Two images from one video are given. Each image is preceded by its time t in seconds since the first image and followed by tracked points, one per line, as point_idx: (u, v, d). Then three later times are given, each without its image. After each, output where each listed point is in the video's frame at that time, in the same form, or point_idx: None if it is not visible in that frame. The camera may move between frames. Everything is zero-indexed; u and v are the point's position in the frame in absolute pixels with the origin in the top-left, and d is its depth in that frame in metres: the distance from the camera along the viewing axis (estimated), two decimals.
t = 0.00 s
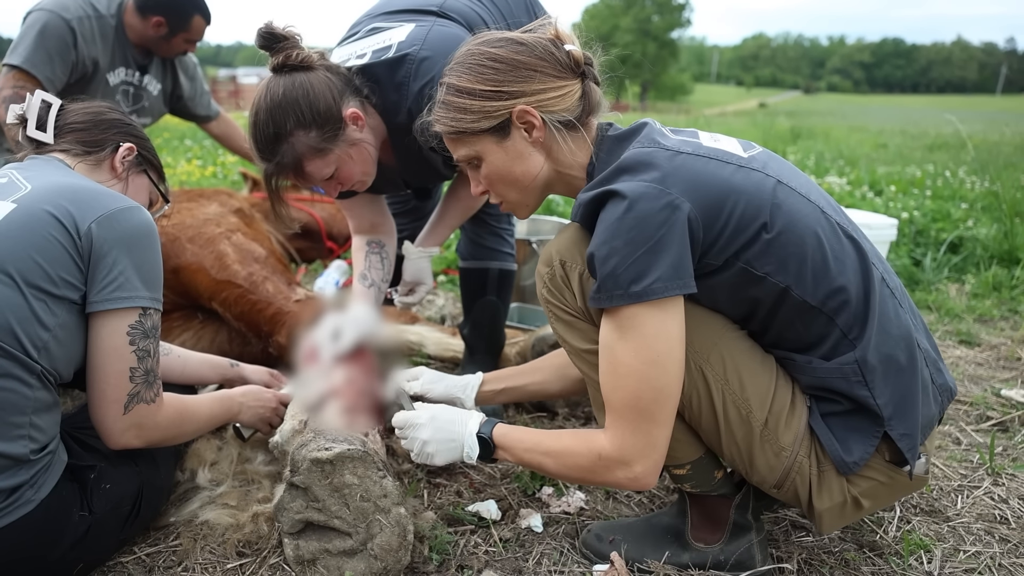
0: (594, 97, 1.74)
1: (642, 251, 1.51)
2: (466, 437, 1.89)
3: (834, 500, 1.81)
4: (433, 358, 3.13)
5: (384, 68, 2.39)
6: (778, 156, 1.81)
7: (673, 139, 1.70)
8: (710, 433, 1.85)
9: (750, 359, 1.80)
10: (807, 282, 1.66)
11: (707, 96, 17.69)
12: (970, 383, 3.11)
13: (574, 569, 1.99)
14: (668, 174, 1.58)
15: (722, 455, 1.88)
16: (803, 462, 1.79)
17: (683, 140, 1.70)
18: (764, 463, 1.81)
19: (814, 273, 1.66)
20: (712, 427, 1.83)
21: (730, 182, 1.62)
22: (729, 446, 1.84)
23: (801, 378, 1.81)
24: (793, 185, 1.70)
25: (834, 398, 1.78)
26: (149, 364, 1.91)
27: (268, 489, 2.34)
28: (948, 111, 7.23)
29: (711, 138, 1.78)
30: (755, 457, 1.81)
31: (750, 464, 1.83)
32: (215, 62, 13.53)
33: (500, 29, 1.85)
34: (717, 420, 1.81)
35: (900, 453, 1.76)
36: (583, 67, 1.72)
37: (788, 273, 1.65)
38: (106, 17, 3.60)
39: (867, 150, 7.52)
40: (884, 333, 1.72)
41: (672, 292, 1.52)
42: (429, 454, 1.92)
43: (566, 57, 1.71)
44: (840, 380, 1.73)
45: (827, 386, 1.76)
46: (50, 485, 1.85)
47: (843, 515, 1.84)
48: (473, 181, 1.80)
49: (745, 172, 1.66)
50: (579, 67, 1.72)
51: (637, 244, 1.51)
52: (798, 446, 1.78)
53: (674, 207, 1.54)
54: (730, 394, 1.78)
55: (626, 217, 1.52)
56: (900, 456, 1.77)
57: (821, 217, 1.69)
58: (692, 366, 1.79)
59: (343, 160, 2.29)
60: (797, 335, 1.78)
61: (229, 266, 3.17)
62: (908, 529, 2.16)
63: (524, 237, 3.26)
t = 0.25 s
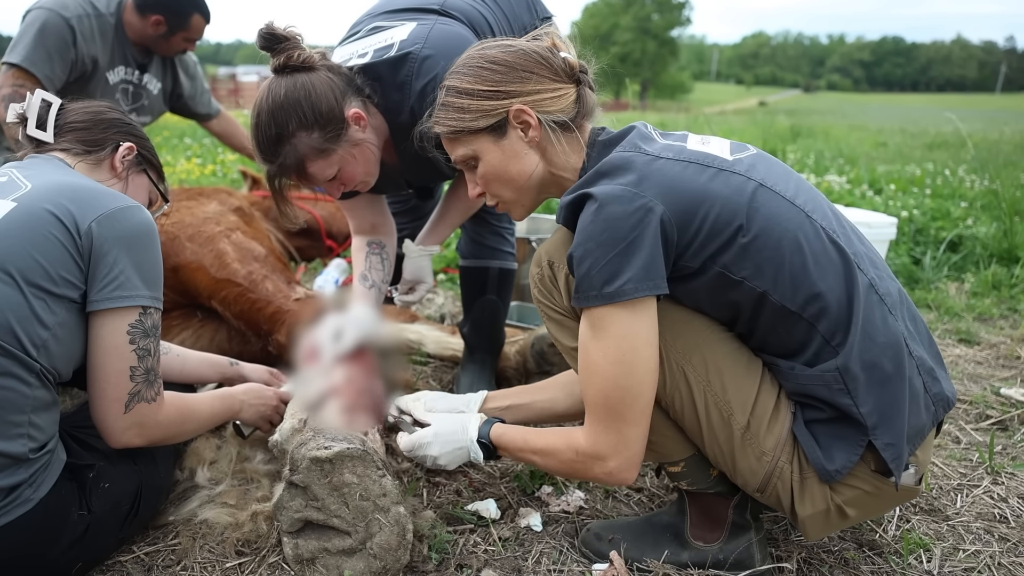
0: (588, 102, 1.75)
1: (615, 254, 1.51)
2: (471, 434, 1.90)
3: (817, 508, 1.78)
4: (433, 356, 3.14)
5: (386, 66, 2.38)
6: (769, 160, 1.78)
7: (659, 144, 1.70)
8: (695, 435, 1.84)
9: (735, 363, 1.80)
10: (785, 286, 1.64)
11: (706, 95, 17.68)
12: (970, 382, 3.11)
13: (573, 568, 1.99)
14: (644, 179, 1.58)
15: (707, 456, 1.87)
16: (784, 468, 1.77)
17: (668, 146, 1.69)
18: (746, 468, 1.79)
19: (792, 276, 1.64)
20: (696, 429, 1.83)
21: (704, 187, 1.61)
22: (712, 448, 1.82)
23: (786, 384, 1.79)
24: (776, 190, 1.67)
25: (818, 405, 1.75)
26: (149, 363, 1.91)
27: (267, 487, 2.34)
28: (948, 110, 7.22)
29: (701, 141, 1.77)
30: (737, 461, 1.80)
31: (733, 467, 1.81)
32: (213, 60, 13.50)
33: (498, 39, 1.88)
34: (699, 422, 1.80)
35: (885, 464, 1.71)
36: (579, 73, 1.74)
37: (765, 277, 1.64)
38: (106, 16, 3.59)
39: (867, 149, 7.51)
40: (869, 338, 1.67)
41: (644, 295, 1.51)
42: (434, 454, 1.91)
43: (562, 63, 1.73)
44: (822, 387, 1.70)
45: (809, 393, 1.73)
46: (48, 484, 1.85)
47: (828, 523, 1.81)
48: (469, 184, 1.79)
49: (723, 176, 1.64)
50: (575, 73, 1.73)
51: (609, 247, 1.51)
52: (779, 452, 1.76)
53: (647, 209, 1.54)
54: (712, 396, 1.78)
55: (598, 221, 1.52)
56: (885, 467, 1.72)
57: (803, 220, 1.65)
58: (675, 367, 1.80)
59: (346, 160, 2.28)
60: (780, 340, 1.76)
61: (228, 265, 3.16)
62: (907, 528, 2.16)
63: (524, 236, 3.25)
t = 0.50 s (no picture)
0: (584, 100, 1.75)
1: (601, 252, 1.51)
2: (460, 444, 1.91)
3: (809, 510, 1.78)
4: (432, 355, 3.14)
5: (388, 65, 2.38)
6: (761, 158, 1.77)
7: (648, 143, 1.69)
8: (687, 435, 1.84)
9: (725, 363, 1.79)
10: (772, 284, 1.64)
11: (706, 93, 17.67)
12: (970, 380, 3.11)
13: (573, 566, 1.99)
14: (630, 177, 1.58)
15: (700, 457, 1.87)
16: (775, 470, 1.76)
17: (657, 145, 1.69)
18: (738, 469, 1.79)
19: (780, 276, 1.63)
20: (688, 429, 1.83)
21: (692, 184, 1.61)
22: (702, 448, 1.83)
23: (778, 385, 1.78)
24: (765, 188, 1.67)
25: (809, 407, 1.74)
26: (150, 360, 1.91)
27: (268, 485, 2.34)
28: (949, 108, 7.21)
29: (692, 140, 1.77)
30: (729, 462, 1.80)
31: (725, 470, 1.81)
32: (213, 59, 13.49)
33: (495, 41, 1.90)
34: (689, 422, 1.81)
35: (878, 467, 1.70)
36: (575, 73, 1.75)
37: (753, 276, 1.64)
38: (104, 14, 3.59)
39: (867, 147, 7.50)
40: (861, 338, 1.66)
41: (631, 292, 1.51)
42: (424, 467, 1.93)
43: (558, 62, 1.74)
44: (813, 389, 1.69)
45: (800, 394, 1.73)
46: (49, 482, 1.85)
47: (820, 525, 1.81)
48: (468, 182, 1.77)
49: (710, 174, 1.64)
50: (570, 72, 1.74)
51: (595, 244, 1.52)
52: (770, 453, 1.76)
53: (632, 207, 1.54)
54: (702, 396, 1.79)
55: (584, 218, 1.52)
56: (878, 470, 1.71)
57: (792, 218, 1.65)
58: (664, 367, 1.80)
59: (348, 160, 2.28)
60: (771, 340, 1.76)
61: (228, 263, 3.16)
62: (907, 526, 2.17)
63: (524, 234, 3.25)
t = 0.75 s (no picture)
0: (579, 102, 1.74)
1: (610, 243, 1.51)
2: (440, 430, 1.89)
3: (819, 509, 1.78)
4: (432, 354, 3.14)
5: (389, 64, 2.37)
6: (762, 156, 1.78)
7: (652, 138, 1.70)
8: (694, 438, 1.83)
9: (732, 364, 1.79)
10: (781, 276, 1.64)
11: (706, 92, 17.67)
12: (970, 379, 3.11)
13: (573, 565, 1.99)
14: (638, 169, 1.58)
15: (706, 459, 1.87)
16: (786, 469, 1.77)
17: (661, 139, 1.69)
18: (747, 469, 1.79)
19: (789, 268, 1.63)
20: (694, 432, 1.82)
21: (700, 177, 1.60)
22: (710, 451, 1.82)
23: (785, 382, 1.79)
24: (770, 181, 1.68)
25: (817, 404, 1.74)
26: (152, 359, 1.91)
27: (268, 485, 2.34)
28: (948, 106, 7.21)
29: (694, 137, 1.77)
30: (738, 463, 1.80)
31: (734, 470, 1.82)
32: (212, 58, 13.48)
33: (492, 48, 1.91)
34: (698, 424, 1.80)
35: (888, 462, 1.71)
36: (569, 76, 1.74)
37: (762, 269, 1.64)
38: (100, 15, 3.57)
39: (867, 145, 7.50)
40: (868, 331, 1.67)
41: (641, 283, 1.50)
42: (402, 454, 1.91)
43: (552, 66, 1.74)
44: (823, 385, 1.69)
45: (809, 391, 1.73)
46: (49, 481, 1.85)
47: (830, 523, 1.81)
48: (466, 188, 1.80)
49: (718, 166, 1.64)
50: (565, 76, 1.74)
51: (604, 235, 1.51)
52: (780, 453, 1.76)
53: (641, 198, 1.54)
54: (711, 398, 1.77)
55: (592, 209, 1.52)
56: (889, 465, 1.71)
57: (798, 212, 1.66)
58: (671, 371, 1.79)
59: (348, 160, 2.28)
60: (779, 336, 1.76)
61: (228, 263, 3.16)
62: (907, 525, 2.17)
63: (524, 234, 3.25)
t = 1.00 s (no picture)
0: (569, 100, 1.75)
1: (606, 242, 1.50)
2: (430, 427, 1.90)
3: (818, 504, 1.79)
4: (432, 353, 3.14)
5: (387, 64, 2.37)
6: (756, 153, 1.78)
7: (647, 136, 1.69)
8: (691, 436, 1.83)
9: (729, 361, 1.79)
10: (777, 275, 1.64)
11: (706, 91, 17.67)
12: (970, 377, 3.11)
13: (573, 564, 1.99)
14: (633, 168, 1.57)
15: (704, 458, 1.87)
16: (785, 465, 1.77)
17: (656, 137, 1.69)
18: (746, 466, 1.79)
19: (785, 267, 1.63)
20: (692, 430, 1.82)
21: (695, 174, 1.60)
22: (709, 449, 1.82)
23: (782, 380, 1.79)
24: (765, 178, 1.68)
25: (815, 401, 1.75)
26: (154, 358, 1.91)
27: (268, 484, 2.34)
28: (948, 104, 7.20)
29: (688, 134, 1.77)
30: (737, 460, 1.80)
31: (733, 467, 1.81)
32: (213, 59, 13.48)
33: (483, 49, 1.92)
34: (696, 422, 1.79)
35: (885, 456, 1.72)
36: (558, 73, 1.74)
37: (758, 268, 1.64)
38: (94, 15, 3.56)
39: (867, 144, 7.50)
40: (863, 330, 1.68)
41: (637, 282, 1.50)
42: (393, 451, 1.91)
43: (540, 65, 1.74)
44: (820, 383, 1.70)
45: (806, 389, 1.73)
46: (51, 480, 1.85)
47: (828, 518, 1.82)
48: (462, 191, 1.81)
49: (713, 164, 1.64)
50: (555, 73, 1.74)
51: (599, 234, 1.50)
52: (779, 449, 1.77)
53: (637, 197, 1.54)
54: (708, 396, 1.77)
55: (587, 209, 1.51)
56: (885, 460, 1.74)
57: (793, 210, 1.66)
58: (669, 369, 1.78)
59: (348, 159, 2.28)
60: (775, 334, 1.76)
61: (228, 263, 3.16)
62: (907, 523, 2.17)
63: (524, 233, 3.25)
